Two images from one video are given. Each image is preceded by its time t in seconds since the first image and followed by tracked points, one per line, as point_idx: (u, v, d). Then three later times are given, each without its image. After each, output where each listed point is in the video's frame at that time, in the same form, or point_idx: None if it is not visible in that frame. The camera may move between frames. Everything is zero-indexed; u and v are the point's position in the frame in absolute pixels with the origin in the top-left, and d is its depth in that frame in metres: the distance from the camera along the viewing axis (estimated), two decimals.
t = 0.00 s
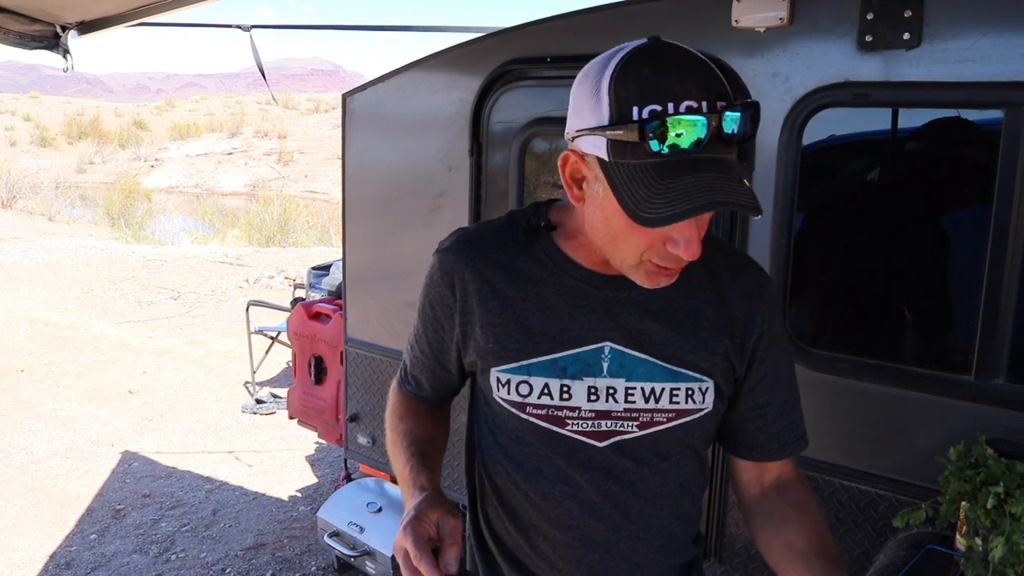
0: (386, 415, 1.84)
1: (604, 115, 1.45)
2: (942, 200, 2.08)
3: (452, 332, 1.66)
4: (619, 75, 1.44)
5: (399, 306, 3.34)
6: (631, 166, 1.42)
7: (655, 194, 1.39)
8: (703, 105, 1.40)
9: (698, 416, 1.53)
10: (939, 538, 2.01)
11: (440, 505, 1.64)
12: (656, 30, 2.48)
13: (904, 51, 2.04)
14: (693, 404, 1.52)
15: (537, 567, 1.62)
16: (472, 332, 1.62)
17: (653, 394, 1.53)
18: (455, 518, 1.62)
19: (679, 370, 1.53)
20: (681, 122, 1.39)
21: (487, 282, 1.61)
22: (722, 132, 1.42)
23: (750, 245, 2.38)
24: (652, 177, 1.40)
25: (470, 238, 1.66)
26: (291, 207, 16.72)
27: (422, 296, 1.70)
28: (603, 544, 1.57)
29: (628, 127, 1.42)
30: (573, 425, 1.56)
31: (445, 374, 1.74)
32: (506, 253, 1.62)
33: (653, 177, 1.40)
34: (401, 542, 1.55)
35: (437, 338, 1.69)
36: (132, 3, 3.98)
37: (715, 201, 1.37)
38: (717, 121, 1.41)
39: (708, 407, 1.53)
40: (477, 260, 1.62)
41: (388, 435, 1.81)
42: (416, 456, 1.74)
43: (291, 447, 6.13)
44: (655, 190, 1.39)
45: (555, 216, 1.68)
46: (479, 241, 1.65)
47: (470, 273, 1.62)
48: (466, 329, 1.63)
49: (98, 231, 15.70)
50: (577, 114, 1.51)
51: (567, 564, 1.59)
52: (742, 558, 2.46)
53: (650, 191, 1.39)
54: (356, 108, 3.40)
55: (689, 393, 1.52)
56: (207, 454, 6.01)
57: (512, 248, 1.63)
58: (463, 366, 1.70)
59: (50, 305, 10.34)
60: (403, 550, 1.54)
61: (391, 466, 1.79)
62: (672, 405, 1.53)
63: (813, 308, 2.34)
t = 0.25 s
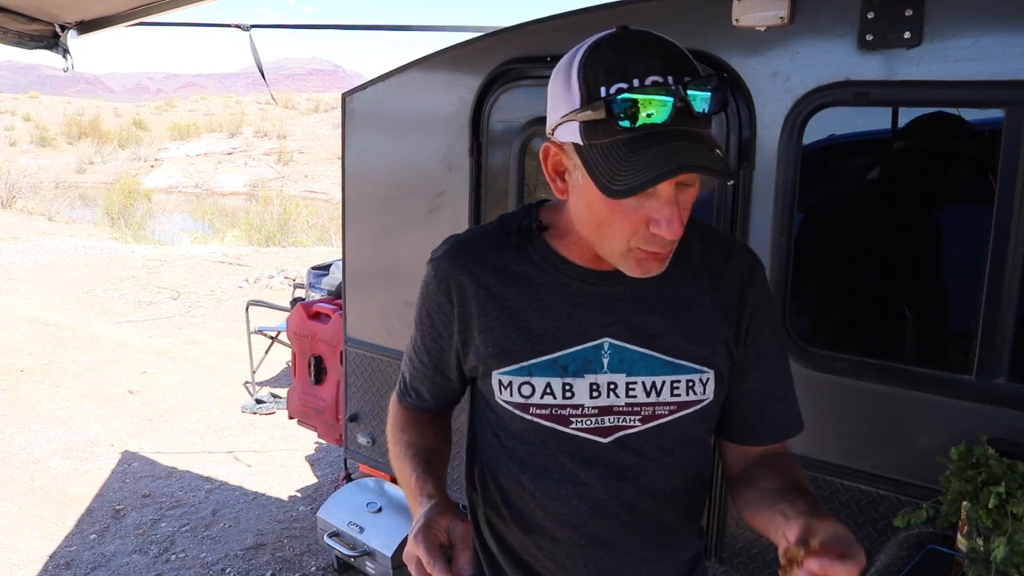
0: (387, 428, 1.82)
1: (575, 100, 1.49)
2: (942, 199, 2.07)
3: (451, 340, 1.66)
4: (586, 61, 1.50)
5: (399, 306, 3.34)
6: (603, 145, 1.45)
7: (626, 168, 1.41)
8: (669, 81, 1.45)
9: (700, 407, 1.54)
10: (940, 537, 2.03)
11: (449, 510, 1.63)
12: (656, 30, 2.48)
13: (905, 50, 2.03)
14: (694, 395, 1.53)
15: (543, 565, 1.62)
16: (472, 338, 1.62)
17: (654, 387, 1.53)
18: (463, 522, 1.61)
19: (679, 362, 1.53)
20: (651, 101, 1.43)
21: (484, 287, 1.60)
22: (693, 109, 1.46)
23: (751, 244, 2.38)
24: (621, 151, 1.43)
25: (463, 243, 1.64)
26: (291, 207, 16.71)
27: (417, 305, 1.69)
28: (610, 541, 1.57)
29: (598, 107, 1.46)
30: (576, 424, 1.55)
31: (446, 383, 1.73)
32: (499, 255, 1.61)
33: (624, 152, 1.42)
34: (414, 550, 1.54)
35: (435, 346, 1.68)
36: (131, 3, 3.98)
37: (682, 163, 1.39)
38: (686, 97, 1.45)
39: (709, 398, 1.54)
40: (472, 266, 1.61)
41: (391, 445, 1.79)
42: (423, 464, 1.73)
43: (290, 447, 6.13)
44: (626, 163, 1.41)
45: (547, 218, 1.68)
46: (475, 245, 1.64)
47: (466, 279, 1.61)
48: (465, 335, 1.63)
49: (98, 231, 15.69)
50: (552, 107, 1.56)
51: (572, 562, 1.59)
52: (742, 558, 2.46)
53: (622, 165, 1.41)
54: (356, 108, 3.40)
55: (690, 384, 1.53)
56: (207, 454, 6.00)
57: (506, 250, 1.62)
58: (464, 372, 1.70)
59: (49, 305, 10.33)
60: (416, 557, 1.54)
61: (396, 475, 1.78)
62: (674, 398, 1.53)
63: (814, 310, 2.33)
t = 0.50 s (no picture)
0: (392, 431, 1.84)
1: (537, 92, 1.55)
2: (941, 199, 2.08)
3: (447, 344, 1.66)
4: (544, 55, 1.56)
5: (399, 306, 3.34)
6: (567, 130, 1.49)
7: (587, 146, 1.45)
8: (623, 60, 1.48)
9: (695, 401, 1.53)
10: (939, 538, 2.02)
11: (447, 511, 1.63)
12: (656, 30, 2.48)
13: (905, 51, 2.03)
14: (689, 388, 1.52)
15: (543, 565, 1.62)
16: (468, 341, 1.62)
17: (648, 382, 1.52)
18: (461, 522, 1.61)
19: (674, 356, 1.52)
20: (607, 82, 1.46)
21: (479, 289, 1.60)
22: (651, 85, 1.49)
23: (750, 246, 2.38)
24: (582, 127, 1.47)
25: (459, 246, 1.64)
26: (291, 207, 16.71)
27: (415, 310, 1.69)
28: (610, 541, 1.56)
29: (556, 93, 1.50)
30: (573, 422, 1.55)
31: (445, 387, 1.72)
32: (492, 257, 1.62)
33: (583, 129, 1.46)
34: (411, 550, 1.55)
35: (433, 351, 1.68)
36: (131, 2, 3.98)
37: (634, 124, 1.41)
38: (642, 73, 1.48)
39: (705, 390, 1.53)
40: (467, 270, 1.61)
41: (393, 448, 1.80)
42: (423, 466, 1.73)
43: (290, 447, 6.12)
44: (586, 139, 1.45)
45: (537, 219, 1.69)
46: (470, 249, 1.63)
47: (461, 282, 1.61)
48: (461, 339, 1.63)
49: (97, 231, 15.68)
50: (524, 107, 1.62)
51: (572, 562, 1.59)
52: (741, 558, 2.46)
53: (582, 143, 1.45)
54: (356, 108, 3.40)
55: (686, 377, 1.52)
56: (207, 454, 6.00)
57: (498, 251, 1.62)
58: (462, 376, 1.69)
59: (48, 305, 10.32)
60: (414, 558, 1.54)
61: (397, 477, 1.79)
62: (669, 391, 1.52)
63: (814, 311, 2.33)
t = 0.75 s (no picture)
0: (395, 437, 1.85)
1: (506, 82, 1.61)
2: (940, 199, 2.08)
3: (447, 348, 1.67)
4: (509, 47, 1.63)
5: (399, 307, 3.34)
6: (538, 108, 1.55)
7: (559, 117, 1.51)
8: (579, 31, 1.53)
9: (692, 391, 1.53)
10: (939, 539, 2.01)
11: (447, 511, 1.63)
12: (657, 31, 2.48)
13: (905, 52, 2.03)
14: (686, 378, 1.52)
15: (544, 566, 1.62)
16: (467, 345, 1.63)
17: (644, 374, 1.52)
18: (461, 522, 1.61)
19: (666, 347, 1.53)
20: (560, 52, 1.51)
21: (475, 291, 1.62)
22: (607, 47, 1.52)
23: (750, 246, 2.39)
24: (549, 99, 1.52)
25: (457, 251, 1.67)
26: (291, 207, 16.72)
27: (416, 315, 1.71)
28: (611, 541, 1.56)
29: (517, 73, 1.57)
30: (574, 418, 1.54)
31: (446, 393, 1.73)
32: (488, 259, 1.64)
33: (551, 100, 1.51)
34: (410, 550, 1.54)
35: (433, 355, 1.69)
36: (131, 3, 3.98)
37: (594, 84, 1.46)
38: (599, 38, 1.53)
39: (700, 381, 1.53)
40: (465, 274, 1.63)
41: (395, 454, 1.81)
42: (424, 469, 1.73)
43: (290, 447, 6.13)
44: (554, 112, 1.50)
45: (532, 221, 1.71)
46: (469, 253, 1.66)
47: (459, 285, 1.63)
48: (460, 342, 1.64)
49: (97, 231, 15.68)
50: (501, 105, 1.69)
51: (573, 563, 1.58)
52: (742, 559, 2.46)
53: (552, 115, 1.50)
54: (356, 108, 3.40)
55: (681, 368, 1.52)
56: (207, 454, 6.00)
57: (494, 253, 1.64)
58: (462, 380, 1.70)
59: (48, 305, 10.32)
60: (413, 557, 1.54)
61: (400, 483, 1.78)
62: (666, 383, 1.52)
63: (814, 312, 2.33)
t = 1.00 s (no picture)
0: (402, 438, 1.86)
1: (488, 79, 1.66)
2: (938, 200, 2.09)
3: (446, 352, 1.68)
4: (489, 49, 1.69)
5: (399, 307, 3.34)
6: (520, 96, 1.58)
7: (540, 102, 1.54)
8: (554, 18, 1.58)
9: (684, 387, 1.52)
10: (939, 539, 2.01)
11: (439, 514, 1.63)
12: (656, 32, 2.48)
13: (904, 53, 2.03)
14: (677, 375, 1.51)
15: (543, 568, 1.62)
16: (465, 348, 1.64)
17: (635, 371, 1.51)
18: (452, 524, 1.60)
19: (655, 343, 1.52)
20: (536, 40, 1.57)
21: (471, 293, 1.63)
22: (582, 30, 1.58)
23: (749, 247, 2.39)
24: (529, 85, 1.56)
25: (456, 255, 1.68)
26: (291, 207, 16.73)
27: (417, 319, 1.72)
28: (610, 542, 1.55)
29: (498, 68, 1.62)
30: (568, 416, 1.54)
31: (448, 395, 1.74)
32: (486, 261, 1.65)
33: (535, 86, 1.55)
34: (399, 550, 1.54)
35: (433, 359, 1.71)
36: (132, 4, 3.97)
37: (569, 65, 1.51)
38: (574, 24, 1.57)
39: (691, 376, 1.52)
40: (463, 277, 1.64)
41: (400, 455, 1.81)
42: (424, 471, 1.73)
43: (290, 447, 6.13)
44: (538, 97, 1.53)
45: (527, 223, 1.72)
46: (468, 256, 1.67)
47: (456, 288, 1.64)
48: (458, 345, 1.65)
49: (97, 231, 15.69)
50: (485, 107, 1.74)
51: (572, 564, 1.58)
52: (742, 559, 2.46)
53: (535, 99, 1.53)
54: (356, 109, 3.40)
55: (672, 364, 1.51)
56: (207, 454, 6.01)
57: (491, 255, 1.66)
58: (462, 384, 1.71)
59: (48, 306, 10.31)
60: (401, 558, 1.54)
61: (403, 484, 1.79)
62: (656, 379, 1.50)
63: (813, 313, 2.33)
